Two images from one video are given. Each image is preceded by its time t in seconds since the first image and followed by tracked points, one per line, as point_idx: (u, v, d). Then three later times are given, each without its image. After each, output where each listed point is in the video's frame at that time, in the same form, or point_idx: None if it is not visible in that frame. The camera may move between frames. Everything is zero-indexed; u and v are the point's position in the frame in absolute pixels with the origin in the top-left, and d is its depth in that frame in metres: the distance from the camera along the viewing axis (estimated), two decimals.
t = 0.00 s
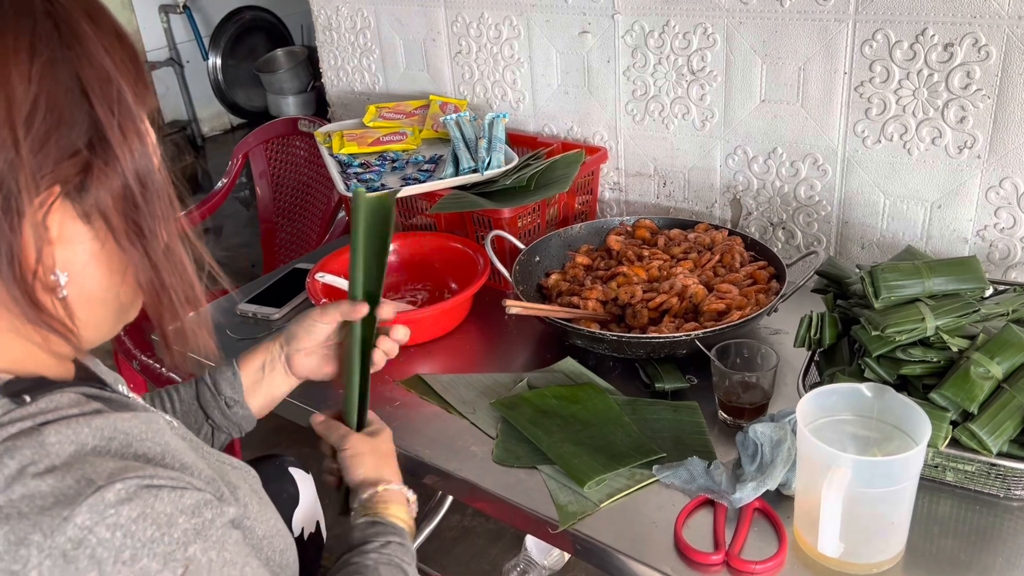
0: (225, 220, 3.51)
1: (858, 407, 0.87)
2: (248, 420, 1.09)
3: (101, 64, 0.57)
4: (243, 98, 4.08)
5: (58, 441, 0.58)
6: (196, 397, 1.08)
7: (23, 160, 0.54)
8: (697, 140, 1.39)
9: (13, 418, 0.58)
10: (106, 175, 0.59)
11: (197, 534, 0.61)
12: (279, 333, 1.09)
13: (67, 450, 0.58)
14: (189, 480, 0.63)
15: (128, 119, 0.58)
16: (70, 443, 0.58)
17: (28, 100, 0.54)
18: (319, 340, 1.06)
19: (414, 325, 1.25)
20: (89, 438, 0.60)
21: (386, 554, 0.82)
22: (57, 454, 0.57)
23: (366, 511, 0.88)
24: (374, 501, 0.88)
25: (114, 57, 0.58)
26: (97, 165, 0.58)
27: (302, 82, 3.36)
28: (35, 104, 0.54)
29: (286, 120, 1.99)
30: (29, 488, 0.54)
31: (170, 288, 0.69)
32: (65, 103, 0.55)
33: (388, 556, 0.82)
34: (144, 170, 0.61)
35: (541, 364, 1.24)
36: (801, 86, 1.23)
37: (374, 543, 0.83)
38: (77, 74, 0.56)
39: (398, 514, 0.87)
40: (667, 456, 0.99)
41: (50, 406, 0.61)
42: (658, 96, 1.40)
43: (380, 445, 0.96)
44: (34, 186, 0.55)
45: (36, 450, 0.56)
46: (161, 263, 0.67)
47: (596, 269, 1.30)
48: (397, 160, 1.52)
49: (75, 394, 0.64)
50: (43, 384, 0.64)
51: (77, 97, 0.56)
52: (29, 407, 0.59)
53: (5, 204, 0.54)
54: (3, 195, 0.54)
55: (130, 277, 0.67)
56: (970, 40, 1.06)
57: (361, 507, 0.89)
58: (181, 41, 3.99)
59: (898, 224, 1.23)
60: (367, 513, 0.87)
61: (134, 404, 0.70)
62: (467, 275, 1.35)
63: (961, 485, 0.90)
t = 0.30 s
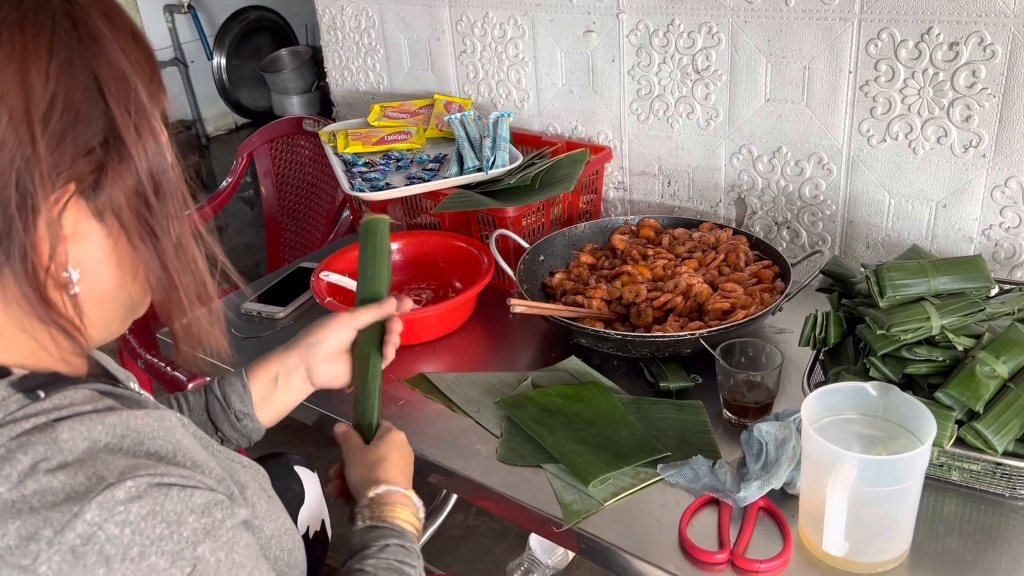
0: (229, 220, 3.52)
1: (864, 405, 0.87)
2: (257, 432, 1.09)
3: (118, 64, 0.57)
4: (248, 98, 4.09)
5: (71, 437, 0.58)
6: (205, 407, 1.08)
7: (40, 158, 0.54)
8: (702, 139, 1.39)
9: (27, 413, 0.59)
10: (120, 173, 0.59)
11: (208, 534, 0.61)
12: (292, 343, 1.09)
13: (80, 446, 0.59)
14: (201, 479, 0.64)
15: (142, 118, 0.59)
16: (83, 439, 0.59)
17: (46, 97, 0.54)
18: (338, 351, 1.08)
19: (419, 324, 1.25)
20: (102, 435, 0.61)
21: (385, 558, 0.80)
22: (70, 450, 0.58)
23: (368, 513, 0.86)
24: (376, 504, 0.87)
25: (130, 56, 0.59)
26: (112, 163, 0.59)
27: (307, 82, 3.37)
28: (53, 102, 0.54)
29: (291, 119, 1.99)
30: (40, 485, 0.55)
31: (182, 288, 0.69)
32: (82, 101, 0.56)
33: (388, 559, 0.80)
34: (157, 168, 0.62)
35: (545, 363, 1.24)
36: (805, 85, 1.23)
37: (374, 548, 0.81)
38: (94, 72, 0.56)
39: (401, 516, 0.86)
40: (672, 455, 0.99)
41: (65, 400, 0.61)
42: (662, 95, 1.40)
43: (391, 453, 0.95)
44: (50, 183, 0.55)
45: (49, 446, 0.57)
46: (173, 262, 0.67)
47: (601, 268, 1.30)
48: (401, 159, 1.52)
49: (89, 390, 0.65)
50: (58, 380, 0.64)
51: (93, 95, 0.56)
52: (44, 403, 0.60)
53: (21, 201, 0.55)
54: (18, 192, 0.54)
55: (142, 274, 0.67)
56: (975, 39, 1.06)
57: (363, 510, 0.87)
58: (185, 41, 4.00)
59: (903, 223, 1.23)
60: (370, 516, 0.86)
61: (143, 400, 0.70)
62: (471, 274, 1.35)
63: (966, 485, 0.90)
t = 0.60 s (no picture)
0: (232, 220, 3.52)
1: (868, 405, 0.86)
2: (246, 444, 1.09)
3: (129, 64, 0.58)
4: (251, 98, 4.10)
5: (80, 432, 0.59)
6: (198, 414, 1.09)
7: (53, 156, 0.55)
8: (705, 139, 1.39)
9: (36, 410, 0.60)
10: (131, 172, 0.60)
11: (220, 518, 0.61)
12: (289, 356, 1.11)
13: (89, 441, 0.60)
14: (207, 470, 0.64)
15: (152, 117, 0.60)
16: (92, 434, 0.60)
17: (59, 97, 0.54)
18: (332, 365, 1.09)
19: (422, 323, 1.25)
20: (109, 430, 0.62)
21: (408, 536, 0.81)
22: (79, 444, 0.59)
23: (388, 488, 0.86)
24: (396, 479, 0.87)
25: (140, 56, 0.59)
26: (123, 161, 0.59)
27: (310, 82, 3.37)
28: (65, 100, 0.55)
29: (294, 119, 1.99)
30: (51, 479, 0.56)
31: (186, 284, 0.70)
32: (94, 100, 0.56)
33: (413, 535, 0.81)
34: (166, 167, 0.62)
35: (548, 362, 1.24)
36: (809, 84, 1.23)
37: (398, 522, 0.82)
38: (106, 72, 0.57)
39: (422, 490, 0.86)
40: (675, 455, 0.99)
41: (72, 398, 0.62)
42: (666, 95, 1.39)
43: (394, 427, 0.94)
44: (62, 182, 0.56)
45: (59, 441, 0.58)
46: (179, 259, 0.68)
47: (604, 267, 1.30)
48: (404, 159, 1.52)
49: (95, 387, 0.66)
50: (66, 376, 0.64)
51: (105, 95, 0.57)
52: (51, 400, 0.61)
53: (32, 199, 0.55)
54: (30, 190, 0.55)
55: (149, 273, 0.67)
56: (980, 38, 1.05)
57: (383, 486, 0.87)
58: (189, 41, 4.00)
59: (907, 223, 1.23)
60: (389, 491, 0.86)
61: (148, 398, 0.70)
62: (475, 273, 1.35)
63: (971, 485, 0.90)
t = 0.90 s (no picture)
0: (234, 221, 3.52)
1: (873, 406, 0.86)
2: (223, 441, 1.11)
3: (145, 67, 0.58)
4: (252, 99, 4.14)
5: (92, 430, 0.60)
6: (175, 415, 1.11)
7: (72, 158, 0.55)
8: (709, 140, 1.39)
9: (48, 408, 0.60)
10: (146, 173, 0.60)
11: (231, 517, 0.61)
12: (264, 362, 1.11)
13: (101, 439, 0.60)
14: (218, 471, 0.65)
15: (167, 119, 0.60)
16: (105, 432, 0.61)
17: (78, 98, 0.54)
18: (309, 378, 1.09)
19: (425, 324, 1.25)
20: (121, 428, 0.63)
21: (413, 541, 0.81)
22: (92, 443, 0.59)
23: (391, 496, 0.87)
24: (398, 486, 0.87)
25: (155, 58, 0.59)
26: (138, 162, 0.59)
27: (312, 83, 3.38)
28: (83, 102, 0.55)
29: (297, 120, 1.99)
30: (64, 477, 0.56)
31: (196, 284, 0.70)
32: (111, 102, 0.56)
33: (418, 539, 0.82)
34: (179, 168, 0.63)
35: (552, 363, 1.24)
36: (813, 85, 1.23)
37: (403, 528, 0.83)
38: (122, 74, 0.57)
39: (424, 497, 0.86)
40: (679, 456, 0.99)
41: (83, 397, 0.63)
42: (669, 95, 1.39)
43: (398, 433, 0.94)
44: (79, 182, 0.56)
45: (72, 439, 0.58)
46: (190, 259, 0.68)
47: (608, 268, 1.30)
48: (407, 160, 1.52)
49: (105, 386, 0.66)
50: (76, 376, 0.65)
51: (122, 97, 0.57)
52: (63, 398, 0.61)
53: (50, 201, 0.55)
54: (48, 191, 0.54)
55: (160, 272, 0.68)
56: (985, 38, 1.05)
57: (385, 494, 0.87)
58: (192, 42, 4.01)
59: (911, 224, 1.23)
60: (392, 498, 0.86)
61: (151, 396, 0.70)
62: (478, 274, 1.35)
63: (976, 486, 0.90)
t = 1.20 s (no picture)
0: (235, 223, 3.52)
1: (874, 409, 0.86)
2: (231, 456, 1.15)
3: (149, 70, 0.58)
4: (254, 101, 4.15)
5: (94, 431, 0.60)
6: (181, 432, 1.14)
7: (74, 161, 0.55)
8: (709, 142, 1.39)
9: (50, 409, 0.60)
10: (147, 177, 0.60)
11: (234, 513, 0.61)
12: (263, 386, 1.11)
13: (103, 439, 0.60)
14: (220, 470, 0.65)
15: (170, 123, 0.60)
16: (106, 433, 0.61)
17: (81, 101, 0.54)
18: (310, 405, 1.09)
19: (425, 327, 1.25)
20: (123, 428, 0.63)
21: (432, 530, 0.82)
22: (94, 443, 0.60)
23: (405, 488, 0.86)
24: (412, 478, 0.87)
25: (158, 62, 0.60)
26: (140, 165, 0.60)
27: (313, 85, 3.38)
28: (87, 105, 0.55)
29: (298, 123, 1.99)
30: (66, 477, 0.56)
31: (197, 289, 0.71)
32: (114, 106, 0.56)
33: (435, 530, 0.82)
34: (181, 171, 0.63)
35: (552, 366, 1.24)
36: (814, 87, 1.23)
37: (420, 519, 0.83)
38: (126, 78, 0.57)
39: (438, 488, 0.87)
40: (680, 459, 0.99)
41: (84, 398, 0.63)
42: (670, 98, 1.39)
43: (404, 427, 0.94)
44: (82, 185, 0.56)
45: (74, 439, 0.59)
46: (190, 263, 0.68)
47: (609, 270, 1.30)
48: (408, 162, 1.52)
49: (105, 387, 0.66)
50: (76, 376, 0.65)
51: (125, 101, 0.57)
52: (64, 399, 0.62)
53: (51, 204, 0.55)
54: (50, 194, 0.55)
55: (160, 276, 0.68)
56: (985, 40, 1.05)
57: (399, 487, 0.87)
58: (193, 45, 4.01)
59: (912, 226, 1.23)
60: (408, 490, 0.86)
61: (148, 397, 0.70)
62: (478, 277, 1.35)
63: (978, 489, 0.89)
